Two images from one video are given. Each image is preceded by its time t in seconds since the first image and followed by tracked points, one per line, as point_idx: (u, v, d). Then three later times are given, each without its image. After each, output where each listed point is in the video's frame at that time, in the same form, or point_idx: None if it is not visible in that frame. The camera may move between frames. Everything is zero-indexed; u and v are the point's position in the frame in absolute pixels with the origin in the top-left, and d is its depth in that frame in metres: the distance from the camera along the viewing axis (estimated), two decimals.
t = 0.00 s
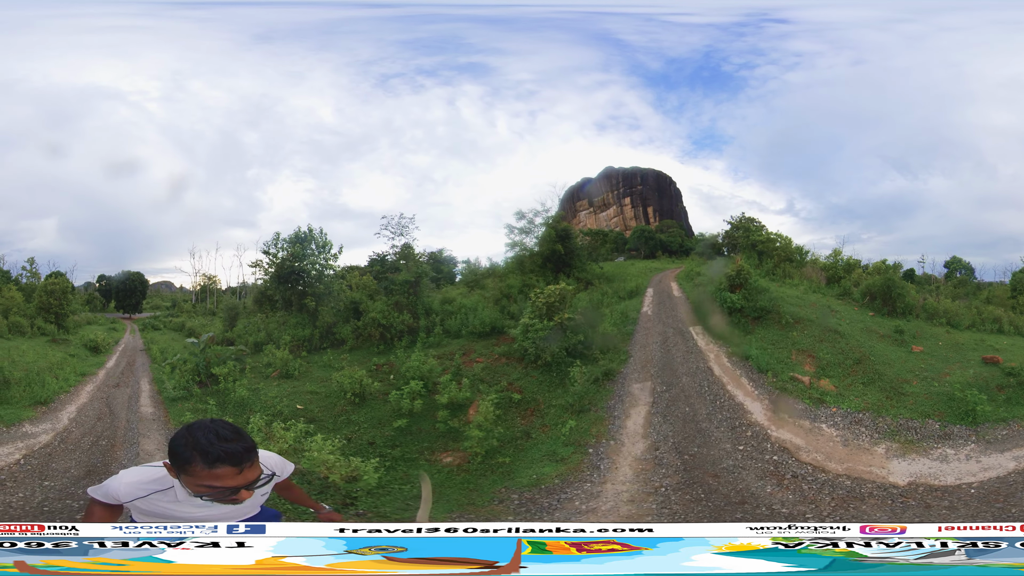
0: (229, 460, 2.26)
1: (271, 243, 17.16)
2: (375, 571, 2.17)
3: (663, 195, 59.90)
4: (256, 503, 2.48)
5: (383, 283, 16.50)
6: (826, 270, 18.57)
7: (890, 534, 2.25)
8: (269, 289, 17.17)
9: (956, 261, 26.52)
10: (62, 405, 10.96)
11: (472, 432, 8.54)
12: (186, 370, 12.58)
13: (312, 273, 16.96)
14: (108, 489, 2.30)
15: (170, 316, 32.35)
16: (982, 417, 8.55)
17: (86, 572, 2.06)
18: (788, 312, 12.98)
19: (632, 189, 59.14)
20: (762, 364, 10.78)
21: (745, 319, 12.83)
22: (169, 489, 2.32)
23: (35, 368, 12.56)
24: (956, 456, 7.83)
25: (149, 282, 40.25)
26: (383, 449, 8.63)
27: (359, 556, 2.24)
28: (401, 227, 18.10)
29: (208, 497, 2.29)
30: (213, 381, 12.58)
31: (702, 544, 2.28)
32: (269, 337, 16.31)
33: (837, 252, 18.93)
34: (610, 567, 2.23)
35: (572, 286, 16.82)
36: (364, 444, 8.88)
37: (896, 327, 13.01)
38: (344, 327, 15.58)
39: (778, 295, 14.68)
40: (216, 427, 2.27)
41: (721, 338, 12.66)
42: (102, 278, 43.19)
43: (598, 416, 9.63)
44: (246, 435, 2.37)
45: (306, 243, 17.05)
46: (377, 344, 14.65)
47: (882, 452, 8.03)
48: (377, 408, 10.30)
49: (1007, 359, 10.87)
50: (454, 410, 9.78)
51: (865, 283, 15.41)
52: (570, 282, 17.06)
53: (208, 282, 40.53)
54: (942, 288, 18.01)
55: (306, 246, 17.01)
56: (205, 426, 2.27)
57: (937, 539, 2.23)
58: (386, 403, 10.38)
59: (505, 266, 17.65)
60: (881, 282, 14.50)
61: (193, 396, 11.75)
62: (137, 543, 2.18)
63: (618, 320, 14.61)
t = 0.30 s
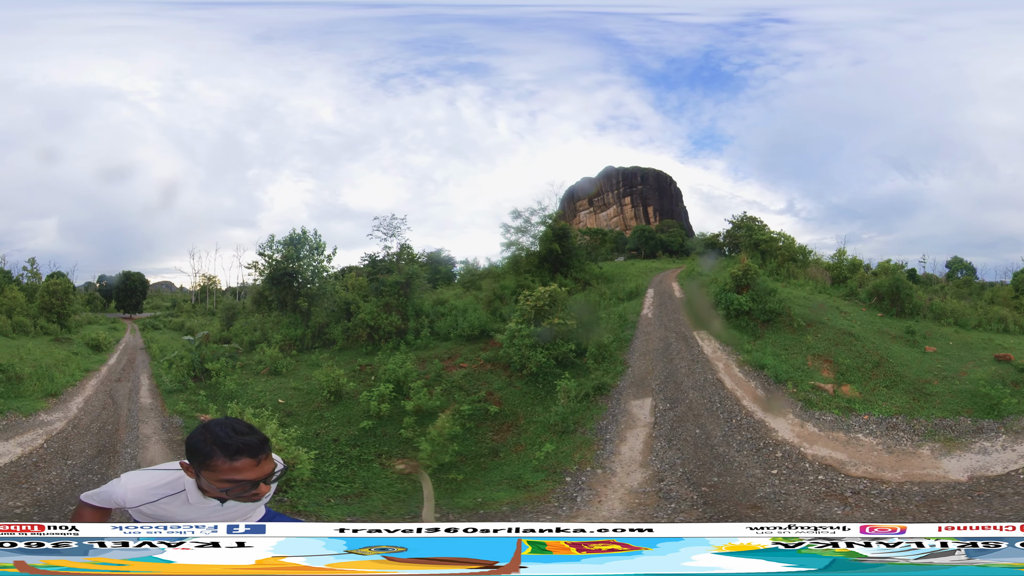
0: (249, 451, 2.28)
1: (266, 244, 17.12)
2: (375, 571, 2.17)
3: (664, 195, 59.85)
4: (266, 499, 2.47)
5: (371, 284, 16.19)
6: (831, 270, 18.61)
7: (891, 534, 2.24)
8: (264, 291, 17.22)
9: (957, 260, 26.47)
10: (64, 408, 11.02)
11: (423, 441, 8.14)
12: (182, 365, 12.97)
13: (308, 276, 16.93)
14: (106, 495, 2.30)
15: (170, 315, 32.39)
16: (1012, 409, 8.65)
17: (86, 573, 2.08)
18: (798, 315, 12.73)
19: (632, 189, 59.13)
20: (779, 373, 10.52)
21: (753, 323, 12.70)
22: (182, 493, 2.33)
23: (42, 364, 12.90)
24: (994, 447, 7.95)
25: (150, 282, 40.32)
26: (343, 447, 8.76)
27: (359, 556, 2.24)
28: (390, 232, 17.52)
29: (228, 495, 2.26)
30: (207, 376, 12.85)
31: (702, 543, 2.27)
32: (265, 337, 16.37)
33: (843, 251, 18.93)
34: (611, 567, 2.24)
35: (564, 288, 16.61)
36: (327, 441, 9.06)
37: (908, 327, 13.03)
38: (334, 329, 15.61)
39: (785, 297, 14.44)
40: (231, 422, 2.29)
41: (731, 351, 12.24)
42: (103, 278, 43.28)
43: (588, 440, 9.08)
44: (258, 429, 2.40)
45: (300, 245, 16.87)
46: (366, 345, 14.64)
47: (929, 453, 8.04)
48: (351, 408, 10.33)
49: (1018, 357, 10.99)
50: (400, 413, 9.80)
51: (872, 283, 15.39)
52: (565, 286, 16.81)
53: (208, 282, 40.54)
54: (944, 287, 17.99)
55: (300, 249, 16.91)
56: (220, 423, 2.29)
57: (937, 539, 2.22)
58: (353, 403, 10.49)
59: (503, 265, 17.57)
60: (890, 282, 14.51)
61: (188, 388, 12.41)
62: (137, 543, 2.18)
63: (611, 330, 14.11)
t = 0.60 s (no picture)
0: (253, 439, 2.28)
1: (263, 246, 17.19)
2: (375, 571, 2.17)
3: (664, 195, 59.85)
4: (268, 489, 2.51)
5: (362, 288, 16.19)
6: (836, 271, 18.65)
7: (890, 534, 2.24)
8: (259, 294, 17.33)
9: (959, 261, 26.46)
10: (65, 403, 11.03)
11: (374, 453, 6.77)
12: (178, 361, 13.14)
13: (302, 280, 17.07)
14: (121, 489, 2.22)
15: (170, 316, 32.40)
16: None
17: (87, 572, 2.08)
18: (811, 325, 12.21)
19: (632, 189, 59.13)
20: (797, 388, 9.71)
21: (763, 330, 12.16)
22: (191, 485, 2.32)
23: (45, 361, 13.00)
24: None
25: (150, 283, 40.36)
26: (307, 446, 8.71)
27: (359, 556, 2.24)
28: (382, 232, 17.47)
29: (233, 483, 2.25)
30: (201, 373, 12.87)
31: (702, 543, 2.27)
32: (260, 337, 16.45)
33: (847, 252, 18.98)
34: (611, 567, 2.24)
35: (559, 291, 16.38)
36: (295, 437, 9.09)
37: (917, 331, 13.00)
38: (326, 330, 15.57)
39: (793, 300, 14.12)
40: (234, 411, 2.30)
41: (744, 365, 11.10)
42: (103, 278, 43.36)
43: (574, 472, 7.58)
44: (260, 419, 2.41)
45: (295, 251, 17.23)
46: (353, 347, 14.62)
47: (970, 452, 7.81)
48: (326, 410, 10.21)
49: None
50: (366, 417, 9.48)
51: (878, 286, 15.35)
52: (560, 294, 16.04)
53: (208, 283, 40.52)
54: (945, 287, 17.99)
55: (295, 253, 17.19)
56: (222, 412, 2.29)
57: (937, 539, 2.22)
58: (326, 405, 10.37)
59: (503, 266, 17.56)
60: (897, 285, 14.47)
61: (183, 384, 12.51)
62: (137, 543, 2.18)
63: (607, 340, 12.90)
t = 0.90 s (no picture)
0: (242, 450, 2.27)
1: (261, 246, 17.20)
2: (375, 571, 2.17)
3: (665, 194, 59.89)
4: (273, 494, 2.49)
5: (349, 288, 16.16)
6: (842, 272, 18.77)
7: (890, 534, 2.24)
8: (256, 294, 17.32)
9: (960, 262, 26.47)
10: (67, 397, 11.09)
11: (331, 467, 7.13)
12: (177, 356, 13.85)
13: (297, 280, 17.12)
14: (113, 496, 2.24)
15: (171, 315, 32.43)
16: None
17: (86, 572, 2.08)
18: (827, 329, 12.04)
19: (633, 189, 59.17)
20: (823, 396, 9.49)
21: (775, 334, 12.04)
22: (184, 493, 2.31)
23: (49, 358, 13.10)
24: None
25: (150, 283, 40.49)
26: (280, 435, 9.03)
27: (359, 556, 2.24)
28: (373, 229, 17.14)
29: (229, 495, 2.27)
30: (197, 368, 13.23)
31: (702, 543, 2.27)
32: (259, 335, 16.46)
33: (851, 252, 19.07)
34: (611, 567, 2.24)
35: (556, 294, 16.21)
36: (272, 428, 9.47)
37: (927, 331, 13.05)
38: (319, 329, 15.54)
39: (801, 301, 14.00)
40: (221, 422, 2.27)
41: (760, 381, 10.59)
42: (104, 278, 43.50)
43: (538, 497, 6.89)
44: (252, 425, 2.37)
45: (289, 251, 17.26)
46: (342, 347, 14.62)
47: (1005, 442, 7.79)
48: (304, 403, 10.45)
49: None
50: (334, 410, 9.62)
51: (886, 286, 15.35)
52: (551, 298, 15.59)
53: (208, 282, 40.53)
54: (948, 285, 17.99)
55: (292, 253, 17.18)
56: (210, 423, 2.26)
57: (937, 539, 2.22)
58: (305, 399, 10.57)
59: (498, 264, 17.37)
60: (905, 285, 14.47)
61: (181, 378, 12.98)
62: (137, 544, 2.18)
63: (604, 353, 12.25)
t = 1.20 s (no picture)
0: (244, 437, 2.26)
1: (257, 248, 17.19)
2: (375, 571, 2.17)
3: (665, 194, 59.90)
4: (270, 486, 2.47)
5: (343, 293, 16.15)
6: (848, 272, 18.86)
7: (890, 534, 2.24)
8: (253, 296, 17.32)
9: (962, 261, 26.47)
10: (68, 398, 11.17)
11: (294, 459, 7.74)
12: (175, 354, 14.34)
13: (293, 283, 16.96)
14: (119, 489, 2.18)
15: (171, 316, 32.49)
16: None
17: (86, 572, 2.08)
18: (845, 337, 11.54)
19: (633, 188, 59.17)
20: (854, 409, 8.85)
21: (789, 341, 11.47)
22: (188, 484, 2.27)
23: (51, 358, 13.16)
24: None
25: (150, 283, 40.57)
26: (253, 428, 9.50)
27: (359, 556, 2.24)
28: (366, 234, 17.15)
29: (231, 484, 2.25)
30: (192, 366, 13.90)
31: (702, 543, 2.27)
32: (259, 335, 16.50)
33: (854, 254, 19.09)
34: (611, 567, 2.23)
35: (550, 299, 15.89)
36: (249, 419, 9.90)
37: (938, 332, 13.04)
38: (312, 331, 15.52)
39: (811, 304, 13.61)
40: (222, 409, 2.27)
41: (780, 399, 9.62)
42: (105, 279, 43.60)
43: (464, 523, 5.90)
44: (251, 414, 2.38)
45: (284, 254, 17.21)
46: (331, 348, 14.62)
47: None
48: (284, 401, 10.72)
49: None
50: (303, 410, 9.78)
51: (892, 288, 15.28)
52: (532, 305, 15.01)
53: (208, 283, 40.55)
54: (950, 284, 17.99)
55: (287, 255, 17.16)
56: (211, 411, 2.26)
57: (937, 539, 2.23)
58: (286, 395, 10.89)
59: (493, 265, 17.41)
60: (914, 287, 14.38)
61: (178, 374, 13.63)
62: (137, 544, 2.18)
63: (599, 365, 11.11)
